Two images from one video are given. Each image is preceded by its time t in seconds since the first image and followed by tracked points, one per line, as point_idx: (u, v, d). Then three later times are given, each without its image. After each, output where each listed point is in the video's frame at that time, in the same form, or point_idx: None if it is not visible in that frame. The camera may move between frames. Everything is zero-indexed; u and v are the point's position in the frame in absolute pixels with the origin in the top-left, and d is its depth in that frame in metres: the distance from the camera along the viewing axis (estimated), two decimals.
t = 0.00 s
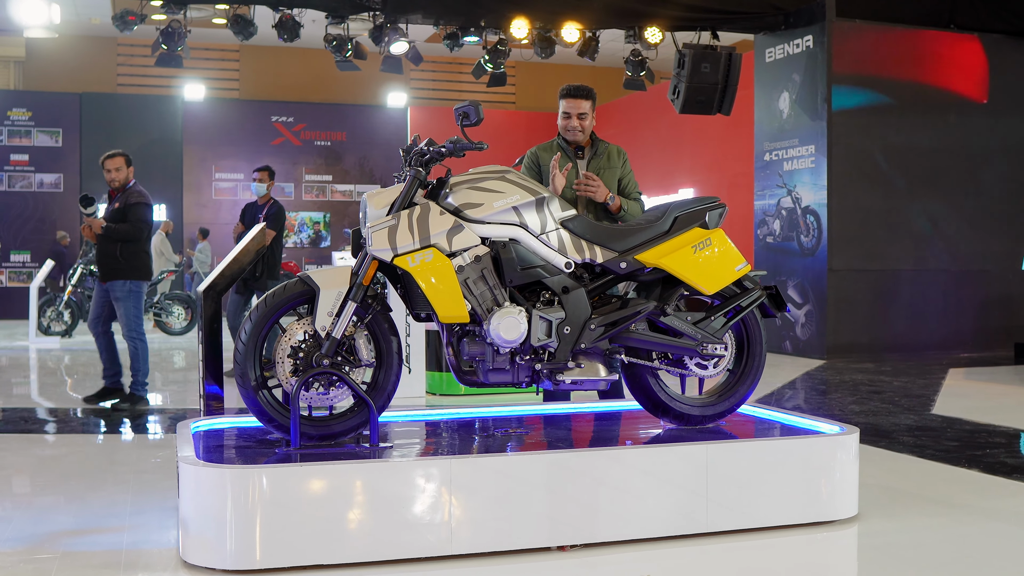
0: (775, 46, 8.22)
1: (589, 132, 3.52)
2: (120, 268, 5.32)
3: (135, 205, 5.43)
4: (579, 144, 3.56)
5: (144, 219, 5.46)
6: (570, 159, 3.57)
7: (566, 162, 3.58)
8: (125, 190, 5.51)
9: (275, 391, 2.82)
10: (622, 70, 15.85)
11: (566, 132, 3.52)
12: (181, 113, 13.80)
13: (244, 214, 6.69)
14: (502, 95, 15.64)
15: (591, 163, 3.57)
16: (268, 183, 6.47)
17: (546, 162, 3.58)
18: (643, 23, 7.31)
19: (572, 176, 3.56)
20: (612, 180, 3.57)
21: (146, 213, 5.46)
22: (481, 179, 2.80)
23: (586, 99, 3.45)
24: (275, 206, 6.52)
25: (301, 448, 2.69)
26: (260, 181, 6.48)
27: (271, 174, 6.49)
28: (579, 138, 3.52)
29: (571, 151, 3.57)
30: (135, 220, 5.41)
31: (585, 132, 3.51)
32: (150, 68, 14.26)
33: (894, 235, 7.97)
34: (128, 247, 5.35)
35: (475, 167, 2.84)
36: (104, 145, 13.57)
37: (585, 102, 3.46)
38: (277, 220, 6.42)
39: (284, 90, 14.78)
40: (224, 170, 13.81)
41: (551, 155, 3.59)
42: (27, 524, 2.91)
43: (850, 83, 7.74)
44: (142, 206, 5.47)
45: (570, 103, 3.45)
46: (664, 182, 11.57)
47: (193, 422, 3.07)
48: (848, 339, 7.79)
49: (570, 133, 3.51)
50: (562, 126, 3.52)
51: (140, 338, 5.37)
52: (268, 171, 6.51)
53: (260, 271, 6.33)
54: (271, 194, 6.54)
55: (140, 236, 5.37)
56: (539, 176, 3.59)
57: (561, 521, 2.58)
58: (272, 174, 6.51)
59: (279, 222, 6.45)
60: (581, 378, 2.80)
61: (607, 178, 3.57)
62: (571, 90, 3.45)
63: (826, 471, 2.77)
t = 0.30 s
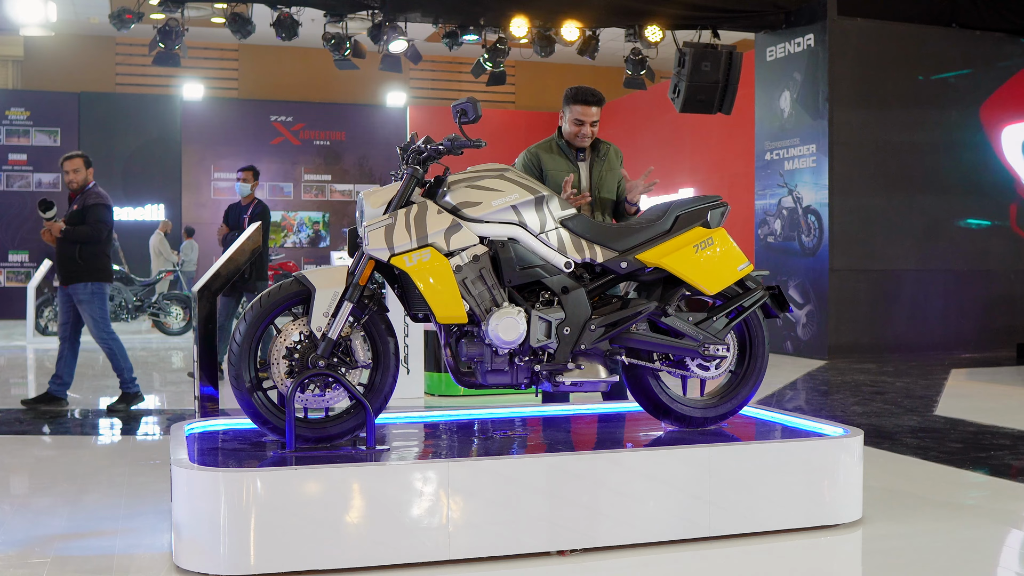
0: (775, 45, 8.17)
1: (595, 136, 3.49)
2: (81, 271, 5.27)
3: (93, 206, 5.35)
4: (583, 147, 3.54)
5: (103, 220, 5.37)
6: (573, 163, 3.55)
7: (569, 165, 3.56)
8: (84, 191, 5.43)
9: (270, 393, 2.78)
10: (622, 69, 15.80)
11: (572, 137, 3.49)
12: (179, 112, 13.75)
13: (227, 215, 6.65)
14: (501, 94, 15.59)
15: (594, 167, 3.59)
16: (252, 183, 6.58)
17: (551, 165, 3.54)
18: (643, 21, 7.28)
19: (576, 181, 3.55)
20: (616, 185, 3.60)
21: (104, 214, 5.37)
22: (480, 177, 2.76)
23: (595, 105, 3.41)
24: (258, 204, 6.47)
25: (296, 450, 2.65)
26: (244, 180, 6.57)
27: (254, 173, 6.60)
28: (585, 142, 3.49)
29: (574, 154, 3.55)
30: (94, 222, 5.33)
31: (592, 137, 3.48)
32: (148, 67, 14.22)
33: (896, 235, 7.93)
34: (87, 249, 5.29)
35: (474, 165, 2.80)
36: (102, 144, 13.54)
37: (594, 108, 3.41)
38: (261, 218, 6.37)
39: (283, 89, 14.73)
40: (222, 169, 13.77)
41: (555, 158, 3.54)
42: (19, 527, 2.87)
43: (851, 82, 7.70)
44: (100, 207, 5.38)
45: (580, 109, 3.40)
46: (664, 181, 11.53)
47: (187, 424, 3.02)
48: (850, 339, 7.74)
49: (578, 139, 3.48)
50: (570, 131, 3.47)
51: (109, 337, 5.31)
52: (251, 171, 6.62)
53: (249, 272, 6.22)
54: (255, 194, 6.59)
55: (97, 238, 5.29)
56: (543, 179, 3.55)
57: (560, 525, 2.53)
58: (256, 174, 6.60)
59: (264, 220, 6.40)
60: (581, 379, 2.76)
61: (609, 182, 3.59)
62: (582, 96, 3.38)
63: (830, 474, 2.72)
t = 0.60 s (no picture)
0: (775, 44, 8.14)
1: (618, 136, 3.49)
2: (35, 263, 5.29)
3: (54, 202, 5.36)
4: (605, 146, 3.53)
5: (64, 217, 5.40)
6: (595, 161, 3.52)
7: (591, 163, 3.52)
8: (43, 187, 5.45)
9: (265, 394, 2.73)
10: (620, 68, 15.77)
11: (598, 135, 3.47)
12: (177, 111, 13.69)
13: (204, 213, 6.61)
14: (499, 93, 15.54)
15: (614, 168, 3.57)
16: (229, 180, 6.59)
17: (576, 162, 3.48)
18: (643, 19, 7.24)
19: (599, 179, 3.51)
20: (633, 186, 3.60)
21: (66, 211, 5.41)
22: (479, 174, 2.71)
23: (623, 105, 3.41)
24: (236, 201, 6.49)
25: (292, 453, 2.60)
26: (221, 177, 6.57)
27: (231, 171, 6.62)
28: (609, 141, 3.48)
29: (596, 153, 3.53)
30: (54, 218, 5.35)
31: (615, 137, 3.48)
32: (146, 67, 14.17)
33: (896, 234, 7.88)
34: (45, 244, 5.31)
35: (473, 163, 2.75)
36: (100, 143, 13.47)
37: (623, 108, 3.42)
38: (239, 216, 6.40)
39: (281, 88, 14.68)
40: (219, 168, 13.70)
41: (579, 155, 3.50)
42: (11, 531, 2.83)
43: (852, 80, 7.66)
44: (62, 204, 5.42)
45: (611, 108, 3.39)
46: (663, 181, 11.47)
47: (181, 426, 2.98)
48: (850, 339, 7.70)
49: (603, 137, 3.46)
50: (597, 128, 3.45)
51: (33, 332, 5.26)
52: (228, 167, 6.62)
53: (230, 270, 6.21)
54: (232, 190, 6.59)
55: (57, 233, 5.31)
56: (566, 176, 3.49)
57: (561, 528, 2.49)
58: (233, 171, 6.58)
59: (242, 218, 6.43)
60: (582, 380, 2.72)
61: (628, 182, 3.59)
62: (613, 94, 3.39)
63: (836, 477, 2.68)
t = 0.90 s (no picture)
0: (773, 42, 8.11)
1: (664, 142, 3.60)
2: None
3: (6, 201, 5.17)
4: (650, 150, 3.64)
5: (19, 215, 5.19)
6: (640, 164, 3.64)
7: (636, 165, 3.63)
8: None
9: (258, 395, 2.69)
10: (617, 68, 15.73)
11: (646, 138, 3.58)
12: (172, 110, 13.62)
13: (187, 212, 6.51)
14: (496, 92, 15.49)
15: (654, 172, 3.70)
16: (208, 178, 6.48)
17: (622, 163, 3.59)
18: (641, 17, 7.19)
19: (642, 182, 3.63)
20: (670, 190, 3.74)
21: (21, 209, 5.20)
22: (476, 171, 2.66)
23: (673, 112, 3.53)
24: (217, 199, 6.35)
25: (285, 455, 2.55)
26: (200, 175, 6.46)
27: (210, 169, 6.52)
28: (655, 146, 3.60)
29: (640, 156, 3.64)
30: (8, 218, 5.15)
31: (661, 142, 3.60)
32: (141, 65, 14.10)
33: (895, 233, 7.85)
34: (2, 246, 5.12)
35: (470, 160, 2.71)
36: (94, 142, 13.39)
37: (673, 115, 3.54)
38: (220, 213, 6.26)
39: (277, 87, 14.61)
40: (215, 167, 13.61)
41: (625, 157, 3.60)
42: None
43: (850, 79, 7.62)
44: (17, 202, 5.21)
45: (663, 113, 3.50)
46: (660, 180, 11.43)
47: (172, 427, 2.93)
48: (849, 339, 7.67)
49: (650, 141, 3.58)
50: (645, 133, 3.56)
51: None
52: (207, 166, 6.54)
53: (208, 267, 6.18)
54: (212, 188, 6.48)
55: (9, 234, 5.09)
56: (612, 176, 3.60)
57: (559, 532, 2.44)
58: (212, 169, 6.51)
59: (222, 216, 6.29)
60: (580, 381, 2.67)
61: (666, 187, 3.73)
62: (666, 100, 3.50)
63: (839, 479, 2.64)
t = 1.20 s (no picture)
0: (770, 41, 8.08)
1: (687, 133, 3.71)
2: None
3: None
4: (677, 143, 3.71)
5: None
6: (668, 155, 3.70)
7: (665, 157, 3.69)
8: None
9: (247, 397, 2.63)
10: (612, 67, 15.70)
11: (673, 130, 3.66)
12: (165, 108, 13.52)
13: (171, 211, 6.40)
14: (491, 91, 15.44)
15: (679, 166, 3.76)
16: (188, 176, 6.22)
17: (654, 156, 3.64)
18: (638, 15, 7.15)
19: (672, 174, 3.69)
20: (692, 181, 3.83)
21: None
22: (471, 168, 2.61)
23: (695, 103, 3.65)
24: (198, 197, 6.28)
25: (275, 458, 2.50)
26: (179, 175, 6.24)
27: (190, 166, 6.26)
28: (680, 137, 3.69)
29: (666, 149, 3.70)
30: None
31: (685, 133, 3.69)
32: (134, 64, 14.02)
33: (892, 233, 7.82)
34: None
35: (465, 156, 2.65)
36: (87, 141, 13.30)
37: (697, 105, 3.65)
38: (199, 213, 6.21)
39: (270, 86, 14.53)
40: (208, 166, 13.53)
41: (655, 149, 3.65)
42: None
43: (847, 77, 7.59)
44: None
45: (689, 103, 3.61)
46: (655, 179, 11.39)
47: (161, 429, 2.87)
48: (845, 339, 7.64)
49: (677, 133, 3.66)
50: (671, 123, 3.65)
51: None
52: (186, 163, 6.28)
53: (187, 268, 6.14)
54: (192, 186, 6.27)
55: None
56: (644, 169, 3.63)
57: (556, 537, 2.39)
58: (191, 167, 6.26)
59: (203, 214, 6.24)
60: (576, 382, 2.62)
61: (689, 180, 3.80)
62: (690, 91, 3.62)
63: (839, 482, 2.59)
